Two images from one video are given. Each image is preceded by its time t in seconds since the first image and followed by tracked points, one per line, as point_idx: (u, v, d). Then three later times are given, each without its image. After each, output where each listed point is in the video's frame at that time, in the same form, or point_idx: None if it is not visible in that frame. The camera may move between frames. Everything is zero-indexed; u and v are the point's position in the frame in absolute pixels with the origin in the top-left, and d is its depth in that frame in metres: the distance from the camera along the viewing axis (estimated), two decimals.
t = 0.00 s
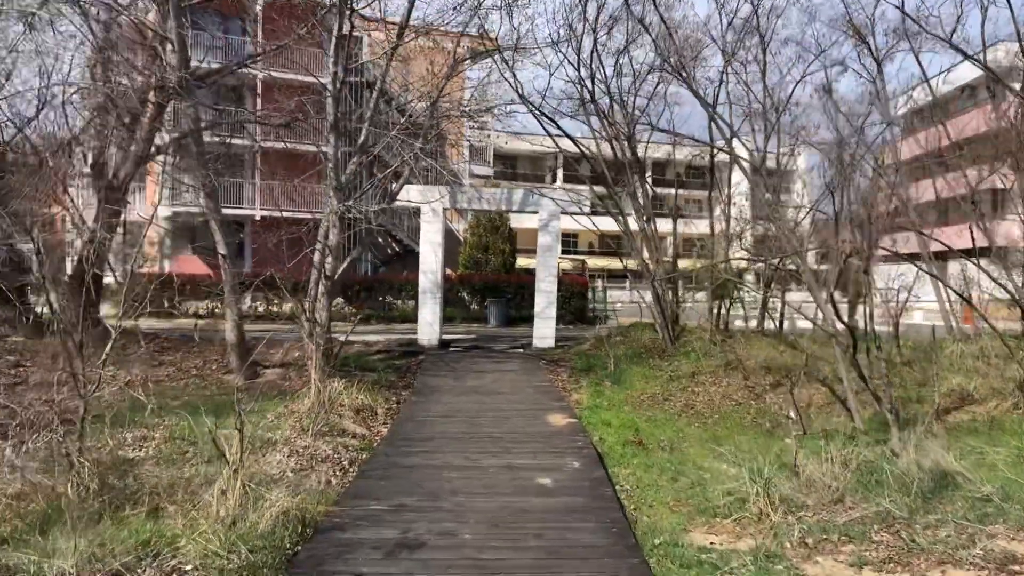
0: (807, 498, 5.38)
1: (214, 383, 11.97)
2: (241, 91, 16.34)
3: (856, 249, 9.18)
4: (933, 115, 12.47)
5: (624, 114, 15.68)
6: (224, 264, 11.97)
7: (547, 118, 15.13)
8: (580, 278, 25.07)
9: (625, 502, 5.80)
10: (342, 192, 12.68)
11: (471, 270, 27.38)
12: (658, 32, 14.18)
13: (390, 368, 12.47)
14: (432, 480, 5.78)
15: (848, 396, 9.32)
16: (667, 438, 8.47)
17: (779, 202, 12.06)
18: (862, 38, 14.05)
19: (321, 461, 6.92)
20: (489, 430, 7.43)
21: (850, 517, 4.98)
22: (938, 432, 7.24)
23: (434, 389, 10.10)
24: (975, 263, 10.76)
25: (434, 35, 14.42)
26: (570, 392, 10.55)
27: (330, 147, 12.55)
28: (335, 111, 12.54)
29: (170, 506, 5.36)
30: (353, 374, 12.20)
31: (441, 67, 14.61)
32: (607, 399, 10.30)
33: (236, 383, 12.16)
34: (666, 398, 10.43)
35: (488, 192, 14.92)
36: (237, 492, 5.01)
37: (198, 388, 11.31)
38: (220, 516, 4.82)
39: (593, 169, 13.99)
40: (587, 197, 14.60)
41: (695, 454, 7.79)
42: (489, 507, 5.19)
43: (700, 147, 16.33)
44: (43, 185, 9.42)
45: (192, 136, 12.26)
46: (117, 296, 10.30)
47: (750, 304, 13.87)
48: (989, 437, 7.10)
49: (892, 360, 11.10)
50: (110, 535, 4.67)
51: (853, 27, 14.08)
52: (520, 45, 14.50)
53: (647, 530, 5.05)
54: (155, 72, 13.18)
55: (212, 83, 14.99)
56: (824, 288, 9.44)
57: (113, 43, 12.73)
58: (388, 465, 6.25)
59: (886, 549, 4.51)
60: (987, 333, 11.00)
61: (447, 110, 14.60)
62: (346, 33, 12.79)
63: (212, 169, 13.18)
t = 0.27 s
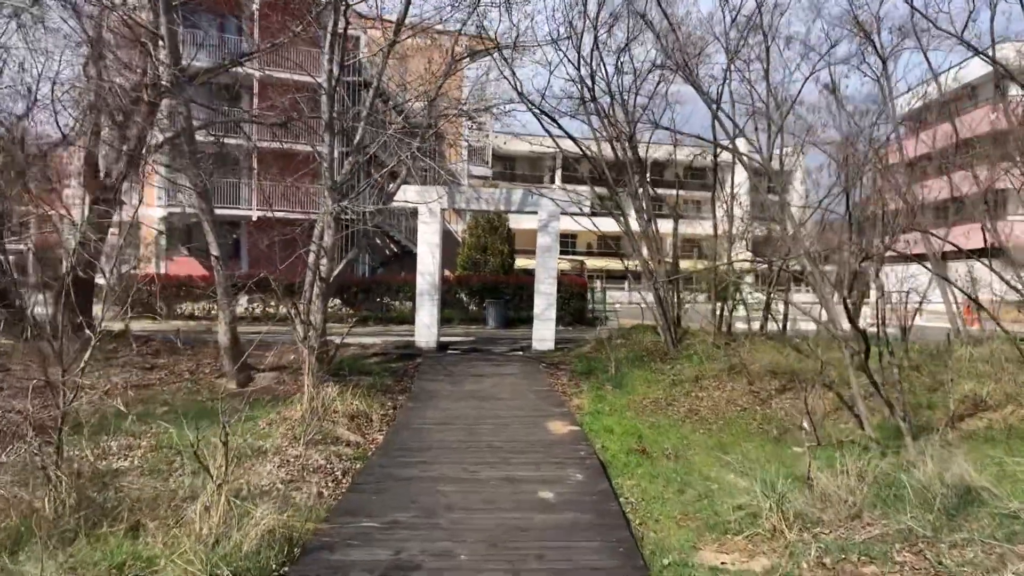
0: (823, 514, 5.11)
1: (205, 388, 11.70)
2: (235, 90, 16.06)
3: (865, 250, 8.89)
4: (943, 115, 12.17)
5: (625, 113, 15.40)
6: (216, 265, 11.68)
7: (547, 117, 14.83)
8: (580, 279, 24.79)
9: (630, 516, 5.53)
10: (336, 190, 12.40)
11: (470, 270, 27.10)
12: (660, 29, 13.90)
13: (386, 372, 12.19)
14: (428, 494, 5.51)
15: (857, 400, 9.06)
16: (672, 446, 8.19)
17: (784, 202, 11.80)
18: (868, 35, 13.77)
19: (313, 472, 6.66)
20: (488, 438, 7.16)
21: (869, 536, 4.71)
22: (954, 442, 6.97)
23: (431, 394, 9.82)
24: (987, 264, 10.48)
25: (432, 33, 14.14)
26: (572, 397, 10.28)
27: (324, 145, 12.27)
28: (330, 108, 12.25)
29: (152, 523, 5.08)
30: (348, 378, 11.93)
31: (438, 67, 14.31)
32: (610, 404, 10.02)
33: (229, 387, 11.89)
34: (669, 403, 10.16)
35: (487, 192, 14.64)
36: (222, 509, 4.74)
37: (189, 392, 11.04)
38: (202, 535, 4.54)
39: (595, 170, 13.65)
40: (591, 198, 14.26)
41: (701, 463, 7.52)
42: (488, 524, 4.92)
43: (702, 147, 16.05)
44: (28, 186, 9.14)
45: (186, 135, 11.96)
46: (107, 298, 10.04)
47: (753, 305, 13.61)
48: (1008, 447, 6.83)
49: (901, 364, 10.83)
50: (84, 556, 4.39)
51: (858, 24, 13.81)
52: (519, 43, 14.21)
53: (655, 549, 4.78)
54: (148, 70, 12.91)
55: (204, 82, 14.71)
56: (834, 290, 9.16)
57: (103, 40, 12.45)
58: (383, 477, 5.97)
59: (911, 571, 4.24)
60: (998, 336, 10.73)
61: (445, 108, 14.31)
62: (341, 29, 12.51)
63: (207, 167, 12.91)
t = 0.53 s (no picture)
0: (845, 521, 4.81)
1: (197, 388, 11.40)
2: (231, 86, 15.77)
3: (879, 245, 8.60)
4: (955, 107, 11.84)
5: (627, 108, 15.10)
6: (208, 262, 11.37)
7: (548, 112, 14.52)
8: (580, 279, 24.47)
9: (640, 524, 5.23)
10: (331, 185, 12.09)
11: (469, 269, 26.79)
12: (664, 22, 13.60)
13: (383, 371, 11.88)
14: (425, 500, 5.20)
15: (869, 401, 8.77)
16: (679, 448, 7.89)
17: (790, 197, 11.51)
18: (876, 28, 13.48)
19: (305, 477, 6.36)
20: (488, 440, 6.85)
21: (897, 545, 4.41)
22: (976, 444, 6.67)
23: (429, 395, 9.52)
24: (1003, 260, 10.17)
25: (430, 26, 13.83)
26: (573, 397, 9.98)
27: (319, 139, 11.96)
28: (325, 101, 11.95)
29: (131, 531, 4.79)
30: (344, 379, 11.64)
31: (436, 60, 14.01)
32: (613, 405, 9.72)
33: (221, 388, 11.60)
34: (674, 404, 9.86)
35: (486, 187, 14.34)
36: (205, 516, 4.44)
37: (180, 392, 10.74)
38: (183, 545, 4.24)
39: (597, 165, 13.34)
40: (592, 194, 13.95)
41: (710, 466, 7.21)
42: (489, 532, 4.63)
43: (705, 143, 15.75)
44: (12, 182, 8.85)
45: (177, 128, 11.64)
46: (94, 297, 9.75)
47: (758, 304, 13.31)
48: None
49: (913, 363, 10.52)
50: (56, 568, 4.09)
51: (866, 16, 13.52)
52: (519, 36, 13.91)
53: (668, 560, 4.48)
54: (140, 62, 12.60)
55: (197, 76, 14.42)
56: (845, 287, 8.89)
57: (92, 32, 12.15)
58: (378, 482, 5.66)
59: None
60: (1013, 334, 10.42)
61: (443, 103, 14.01)
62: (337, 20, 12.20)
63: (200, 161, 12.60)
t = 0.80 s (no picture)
0: (866, 539, 4.56)
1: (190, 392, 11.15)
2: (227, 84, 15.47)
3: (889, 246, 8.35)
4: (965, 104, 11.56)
5: (630, 107, 14.84)
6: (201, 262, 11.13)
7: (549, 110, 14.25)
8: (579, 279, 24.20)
9: (648, 539, 4.98)
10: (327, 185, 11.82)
11: (467, 270, 26.52)
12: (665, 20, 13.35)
13: (379, 375, 11.63)
14: (422, 516, 4.95)
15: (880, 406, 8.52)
16: (685, 456, 7.64)
17: (797, 198, 11.26)
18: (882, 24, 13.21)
19: (297, 488, 6.10)
20: (488, 449, 6.60)
21: (923, 566, 4.16)
22: (995, 454, 6.41)
23: (427, 399, 9.27)
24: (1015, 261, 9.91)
25: (427, 23, 13.56)
26: (575, 402, 9.73)
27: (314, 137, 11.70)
28: (320, 97, 11.67)
29: (109, 550, 4.53)
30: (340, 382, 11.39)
31: (435, 58, 13.74)
32: (616, 409, 9.47)
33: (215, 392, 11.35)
34: (679, 408, 9.61)
35: (485, 187, 14.06)
36: (187, 537, 4.18)
37: (172, 397, 10.50)
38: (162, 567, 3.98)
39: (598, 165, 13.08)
40: (593, 194, 13.70)
41: (718, 476, 6.96)
42: (490, 551, 4.38)
43: (708, 143, 15.48)
44: None
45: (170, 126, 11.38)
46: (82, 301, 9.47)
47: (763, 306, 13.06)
48: None
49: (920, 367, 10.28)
50: None
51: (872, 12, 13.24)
52: (519, 33, 13.64)
53: None
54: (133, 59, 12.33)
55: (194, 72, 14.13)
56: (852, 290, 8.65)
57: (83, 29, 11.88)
58: (373, 494, 5.41)
59: None
60: None
61: (443, 102, 13.73)
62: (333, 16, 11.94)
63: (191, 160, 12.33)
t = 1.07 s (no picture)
0: (892, 547, 4.26)
1: (180, 392, 10.85)
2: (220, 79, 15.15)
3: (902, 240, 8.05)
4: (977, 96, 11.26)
5: (631, 102, 14.52)
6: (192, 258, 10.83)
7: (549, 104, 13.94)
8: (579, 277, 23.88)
9: (657, 548, 4.68)
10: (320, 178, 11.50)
11: (465, 268, 26.21)
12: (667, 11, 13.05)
13: (375, 374, 11.32)
14: (416, 523, 4.64)
15: (892, 406, 8.23)
16: (691, 458, 7.34)
17: (804, 194, 10.95)
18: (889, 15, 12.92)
19: (285, 492, 5.79)
20: (487, 451, 6.29)
21: None
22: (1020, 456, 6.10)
23: (423, 399, 8.96)
24: None
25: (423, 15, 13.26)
26: (576, 402, 9.42)
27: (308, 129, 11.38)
28: (313, 89, 11.36)
29: (78, 560, 4.22)
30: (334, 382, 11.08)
31: (431, 50, 13.42)
32: (618, 410, 9.16)
33: (205, 392, 11.05)
34: (683, 409, 9.31)
35: (483, 182, 13.75)
36: (160, 546, 3.88)
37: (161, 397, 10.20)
38: None
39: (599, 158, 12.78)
40: (594, 189, 13.38)
41: (727, 479, 6.65)
42: (488, 560, 4.08)
43: (711, 138, 15.17)
44: None
45: (162, 117, 11.12)
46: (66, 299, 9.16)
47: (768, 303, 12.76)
48: None
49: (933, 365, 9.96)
50: None
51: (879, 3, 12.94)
52: (517, 24, 13.34)
53: None
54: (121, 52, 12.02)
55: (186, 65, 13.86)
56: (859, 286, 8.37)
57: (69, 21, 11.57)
58: (364, 499, 5.10)
59: None
60: None
61: (440, 95, 13.42)
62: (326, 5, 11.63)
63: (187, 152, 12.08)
